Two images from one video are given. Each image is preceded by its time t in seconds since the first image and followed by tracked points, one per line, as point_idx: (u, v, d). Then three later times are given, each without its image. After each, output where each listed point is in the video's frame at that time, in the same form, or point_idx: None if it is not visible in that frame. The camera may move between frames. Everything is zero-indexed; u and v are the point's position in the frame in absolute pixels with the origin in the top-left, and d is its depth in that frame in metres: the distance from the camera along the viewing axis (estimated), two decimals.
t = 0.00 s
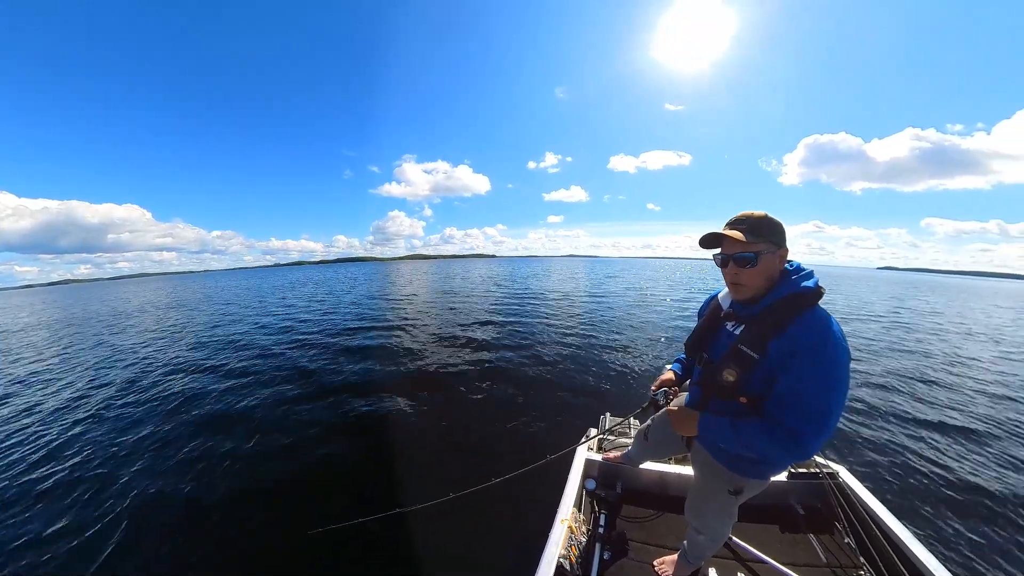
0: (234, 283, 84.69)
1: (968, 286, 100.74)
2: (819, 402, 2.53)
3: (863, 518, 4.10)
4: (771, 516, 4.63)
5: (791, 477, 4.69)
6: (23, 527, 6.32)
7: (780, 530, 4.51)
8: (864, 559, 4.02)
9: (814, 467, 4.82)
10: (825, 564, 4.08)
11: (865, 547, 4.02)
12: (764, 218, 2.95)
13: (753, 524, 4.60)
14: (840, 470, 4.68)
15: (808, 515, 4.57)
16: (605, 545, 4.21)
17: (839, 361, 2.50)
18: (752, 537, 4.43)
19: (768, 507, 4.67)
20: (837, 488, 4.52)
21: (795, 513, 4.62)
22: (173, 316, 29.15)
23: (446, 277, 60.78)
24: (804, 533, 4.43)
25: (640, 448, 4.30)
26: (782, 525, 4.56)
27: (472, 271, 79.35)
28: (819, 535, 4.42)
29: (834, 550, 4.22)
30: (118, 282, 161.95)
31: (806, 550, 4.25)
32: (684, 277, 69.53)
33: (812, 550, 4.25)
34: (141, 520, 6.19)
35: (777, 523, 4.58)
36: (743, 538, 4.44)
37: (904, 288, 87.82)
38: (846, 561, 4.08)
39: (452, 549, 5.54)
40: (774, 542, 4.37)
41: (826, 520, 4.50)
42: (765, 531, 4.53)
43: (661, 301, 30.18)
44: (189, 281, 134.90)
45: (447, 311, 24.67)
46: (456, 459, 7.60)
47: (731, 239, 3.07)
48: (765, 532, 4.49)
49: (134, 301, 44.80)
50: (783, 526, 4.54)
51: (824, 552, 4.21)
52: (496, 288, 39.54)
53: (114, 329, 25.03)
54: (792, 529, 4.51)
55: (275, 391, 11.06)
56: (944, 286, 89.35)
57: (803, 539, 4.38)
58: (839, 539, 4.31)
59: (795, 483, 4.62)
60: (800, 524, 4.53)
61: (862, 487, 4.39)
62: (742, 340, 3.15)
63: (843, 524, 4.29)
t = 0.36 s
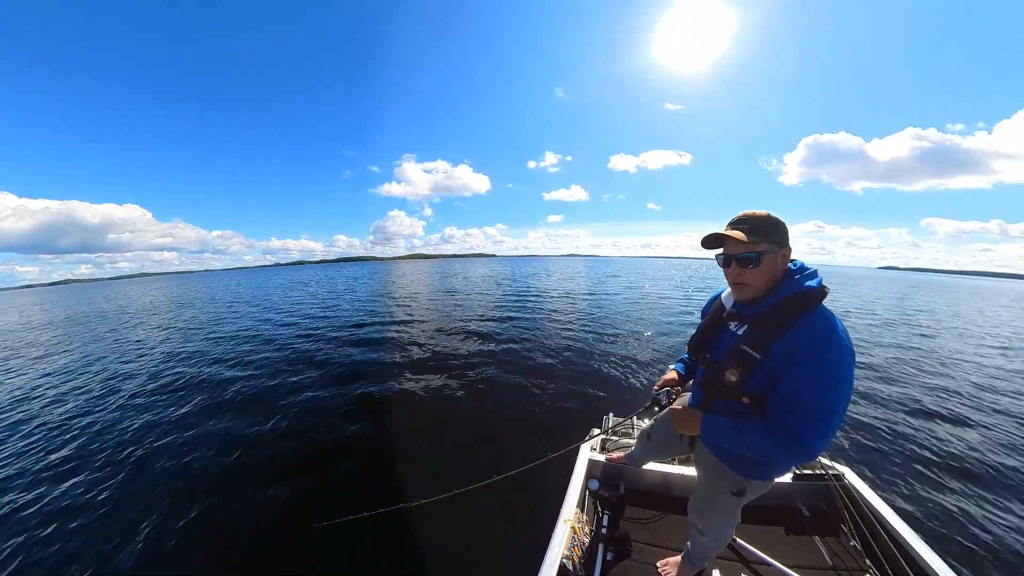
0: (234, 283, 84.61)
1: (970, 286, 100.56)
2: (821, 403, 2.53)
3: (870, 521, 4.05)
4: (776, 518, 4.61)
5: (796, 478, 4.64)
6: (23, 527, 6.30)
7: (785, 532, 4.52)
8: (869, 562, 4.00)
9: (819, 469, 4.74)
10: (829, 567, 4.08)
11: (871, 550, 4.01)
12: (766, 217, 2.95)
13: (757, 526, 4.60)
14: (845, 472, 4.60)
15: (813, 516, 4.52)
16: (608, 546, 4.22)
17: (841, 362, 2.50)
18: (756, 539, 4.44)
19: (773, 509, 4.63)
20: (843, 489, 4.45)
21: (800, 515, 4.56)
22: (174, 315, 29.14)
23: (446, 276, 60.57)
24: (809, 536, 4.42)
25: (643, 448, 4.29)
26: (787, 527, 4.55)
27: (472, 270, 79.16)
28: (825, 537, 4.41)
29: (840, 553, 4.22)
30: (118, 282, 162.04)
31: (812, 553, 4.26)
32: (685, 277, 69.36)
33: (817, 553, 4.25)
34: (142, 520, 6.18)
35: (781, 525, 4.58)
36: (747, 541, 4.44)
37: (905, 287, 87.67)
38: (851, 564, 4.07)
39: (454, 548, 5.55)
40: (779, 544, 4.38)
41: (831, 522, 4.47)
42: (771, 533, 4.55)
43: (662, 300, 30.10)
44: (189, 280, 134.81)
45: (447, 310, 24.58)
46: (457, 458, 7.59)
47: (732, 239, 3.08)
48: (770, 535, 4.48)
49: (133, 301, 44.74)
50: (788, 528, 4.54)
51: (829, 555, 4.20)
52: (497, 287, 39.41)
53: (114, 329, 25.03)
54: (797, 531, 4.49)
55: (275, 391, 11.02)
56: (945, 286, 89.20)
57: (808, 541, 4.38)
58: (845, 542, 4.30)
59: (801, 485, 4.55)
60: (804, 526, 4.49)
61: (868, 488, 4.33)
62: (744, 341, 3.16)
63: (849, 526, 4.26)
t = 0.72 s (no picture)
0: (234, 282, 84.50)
1: (972, 285, 100.19)
2: (821, 404, 2.53)
3: (872, 523, 4.09)
4: (777, 519, 4.60)
5: (797, 480, 4.63)
6: (23, 527, 6.30)
7: (786, 533, 4.53)
8: (872, 565, 3.99)
9: (823, 471, 4.71)
10: (832, 569, 4.09)
11: (874, 553, 4.01)
12: (766, 217, 2.93)
13: (758, 528, 4.61)
14: (849, 475, 4.56)
15: (815, 519, 4.47)
16: (608, 545, 4.22)
17: (841, 363, 2.50)
18: (757, 540, 4.46)
19: (775, 511, 4.62)
20: (846, 493, 4.41)
21: (802, 517, 4.53)
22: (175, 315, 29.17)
23: (446, 276, 60.48)
24: (811, 538, 4.41)
25: (643, 448, 4.31)
26: (789, 528, 4.55)
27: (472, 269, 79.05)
28: (827, 539, 4.41)
29: (841, 555, 4.23)
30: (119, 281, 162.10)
31: (813, 555, 4.28)
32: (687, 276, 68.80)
33: (819, 555, 4.26)
34: (142, 519, 6.19)
35: (783, 526, 4.59)
36: (747, 541, 4.47)
37: (907, 286, 87.33)
38: (853, 567, 4.07)
39: (455, 546, 5.56)
40: (779, 546, 4.41)
41: (834, 525, 4.44)
42: (772, 534, 4.56)
43: (664, 300, 30.03)
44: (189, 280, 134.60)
45: (447, 309, 24.54)
46: (458, 456, 7.61)
47: (732, 240, 3.06)
48: (771, 536, 4.51)
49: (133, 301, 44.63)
50: (790, 530, 4.54)
51: (830, 557, 4.22)
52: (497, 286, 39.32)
53: (115, 329, 25.07)
54: (799, 532, 4.49)
55: (275, 391, 11.01)
56: (946, 285, 89.03)
57: (810, 544, 4.38)
58: (848, 545, 4.30)
59: (803, 488, 4.55)
60: (807, 528, 4.47)
61: (872, 492, 4.33)
62: (744, 341, 3.16)
63: (852, 529, 4.28)
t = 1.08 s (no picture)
0: (234, 282, 84.38)
1: (976, 285, 99.70)
2: (826, 406, 2.53)
3: (875, 528, 4.07)
4: (778, 521, 4.59)
5: (800, 483, 4.65)
6: (26, 526, 6.32)
7: (788, 536, 4.52)
8: (873, 569, 3.96)
9: (825, 474, 4.70)
10: (832, 572, 4.11)
11: (876, 557, 3.98)
12: (779, 216, 2.90)
13: (759, 530, 4.62)
14: (851, 478, 4.56)
15: (817, 521, 4.49)
16: (608, 545, 4.22)
17: (849, 364, 2.50)
18: (759, 542, 4.47)
19: (776, 513, 4.62)
20: (848, 495, 4.42)
21: (804, 519, 4.52)
22: (176, 314, 29.23)
23: (447, 275, 60.40)
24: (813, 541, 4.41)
25: (645, 449, 4.32)
26: (791, 531, 4.54)
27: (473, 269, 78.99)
28: (829, 543, 4.40)
29: (843, 560, 4.21)
30: (119, 280, 162.33)
31: (815, 558, 4.27)
32: (688, 275, 68.65)
33: (820, 558, 4.28)
34: (143, 519, 6.20)
35: (785, 529, 4.58)
36: (749, 543, 4.47)
37: (910, 286, 86.96)
38: (855, 570, 4.08)
39: (456, 545, 5.56)
40: (780, 548, 4.42)
41: (836, 528, 4.41)
42: (775, 536, 4.57)
43: (665, 299, 29.93)
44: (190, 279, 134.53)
45: (448, 308, 24.45)
46: (459, 455, 7.61)
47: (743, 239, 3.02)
48: (773, 539, 4.52)
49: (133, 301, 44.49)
50: (792, 533, 4.54)
51: (831, 561, 4.23)
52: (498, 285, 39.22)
53: (117, 328, 25.12)
54: (801, 535, 4.49)
55: (276, 390, 11.00)
56: (947, 284, 88.85)
57: (812, 547, 4.40)
58: (850, 548, 4.29)
59: (804, 489, 4.56)
60: (808, 531, 4.48)
61: (874, 495, 4.32)
62: (750, 341, 3.15)
63: (854, 532, 4.24)
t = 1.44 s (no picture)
0: (235, 281, 84.42)
1: (977, 284, 99.64)
2: (833, 406, 2.53)
3: (879, 530, 4.05)
4: (781, 522, 4.61)
5: (803, 484, 4.66)
6: (28, 526, 6.34)
7: (792, 536, 4.45)
8: (876, 570, 3.92)
9: (828, 475, 4.73)
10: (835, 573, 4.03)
11: (880, 560, 3.94)
12: (790, 215, 2.88)
13: (761, 528, 4.59)
14: (855, 479, 4.57)
15: (820, 523, 4.52)
16: (609, 543, 4.26)
17: (857, 365, 2.50)
18: (760, 543, 4.40)
19: (779, 513, 4.68)
20: (852, 497, 4.43)
21: (807, 520, 4.58)
22: (177, 313, 29.27)
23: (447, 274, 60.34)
24: (815, 541, 4.37)
25: (647, 448, 4.34)
26: (794, 531, 4.50)
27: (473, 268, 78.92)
28: (833, 544, 4.33)
29: (845, 560, 4.14)
30: (120, 279, 162.42)
31: (816, 557, 4.20)
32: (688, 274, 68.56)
33: (823, 558, 4.19)
34: (144, 519, 6.20)
35: (788, 529, 4.52)
36: (750, 543, 4.41)
37: (910, 284, 86.93)
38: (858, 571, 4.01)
39: (457, 545, 5.56)
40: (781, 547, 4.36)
41: (839, 530, 4.42)
42: (776, 536, 4.49)
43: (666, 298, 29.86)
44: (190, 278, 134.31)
45: (448, 308, 24.41)
46: (459, 454, 7.62)
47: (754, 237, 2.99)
48: (774, 537, 4.46)
49: (134, 301, 44.51)
50: (795, 533, 4.48)
51: (834, 561, 4.14)
52: (499, 285, 39.16)
53: (118, 328, 25.17)
54: (804, 536, 4.45)
55: (276, 390, 10.99)
56: (948, 283, 88.71)
57: (814, 547, 4.31)
58: (853, 550, 4.23)
59: (807, 490, 4.59)
60: (811, 532, 4.46)
61: (878, 497, 4.31)
62: (757, 341, 3.14)
63: (857, 534, 4.22)
